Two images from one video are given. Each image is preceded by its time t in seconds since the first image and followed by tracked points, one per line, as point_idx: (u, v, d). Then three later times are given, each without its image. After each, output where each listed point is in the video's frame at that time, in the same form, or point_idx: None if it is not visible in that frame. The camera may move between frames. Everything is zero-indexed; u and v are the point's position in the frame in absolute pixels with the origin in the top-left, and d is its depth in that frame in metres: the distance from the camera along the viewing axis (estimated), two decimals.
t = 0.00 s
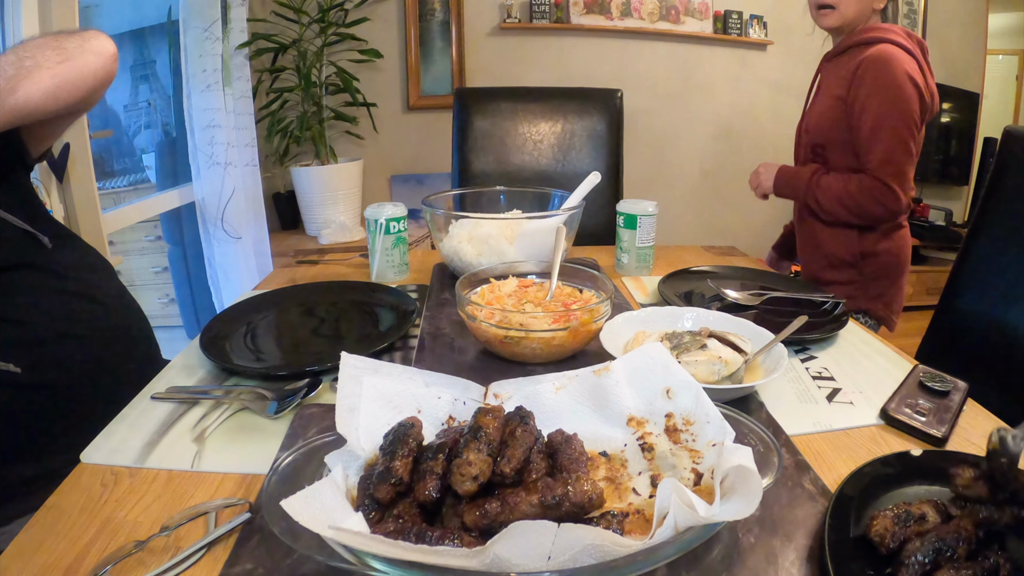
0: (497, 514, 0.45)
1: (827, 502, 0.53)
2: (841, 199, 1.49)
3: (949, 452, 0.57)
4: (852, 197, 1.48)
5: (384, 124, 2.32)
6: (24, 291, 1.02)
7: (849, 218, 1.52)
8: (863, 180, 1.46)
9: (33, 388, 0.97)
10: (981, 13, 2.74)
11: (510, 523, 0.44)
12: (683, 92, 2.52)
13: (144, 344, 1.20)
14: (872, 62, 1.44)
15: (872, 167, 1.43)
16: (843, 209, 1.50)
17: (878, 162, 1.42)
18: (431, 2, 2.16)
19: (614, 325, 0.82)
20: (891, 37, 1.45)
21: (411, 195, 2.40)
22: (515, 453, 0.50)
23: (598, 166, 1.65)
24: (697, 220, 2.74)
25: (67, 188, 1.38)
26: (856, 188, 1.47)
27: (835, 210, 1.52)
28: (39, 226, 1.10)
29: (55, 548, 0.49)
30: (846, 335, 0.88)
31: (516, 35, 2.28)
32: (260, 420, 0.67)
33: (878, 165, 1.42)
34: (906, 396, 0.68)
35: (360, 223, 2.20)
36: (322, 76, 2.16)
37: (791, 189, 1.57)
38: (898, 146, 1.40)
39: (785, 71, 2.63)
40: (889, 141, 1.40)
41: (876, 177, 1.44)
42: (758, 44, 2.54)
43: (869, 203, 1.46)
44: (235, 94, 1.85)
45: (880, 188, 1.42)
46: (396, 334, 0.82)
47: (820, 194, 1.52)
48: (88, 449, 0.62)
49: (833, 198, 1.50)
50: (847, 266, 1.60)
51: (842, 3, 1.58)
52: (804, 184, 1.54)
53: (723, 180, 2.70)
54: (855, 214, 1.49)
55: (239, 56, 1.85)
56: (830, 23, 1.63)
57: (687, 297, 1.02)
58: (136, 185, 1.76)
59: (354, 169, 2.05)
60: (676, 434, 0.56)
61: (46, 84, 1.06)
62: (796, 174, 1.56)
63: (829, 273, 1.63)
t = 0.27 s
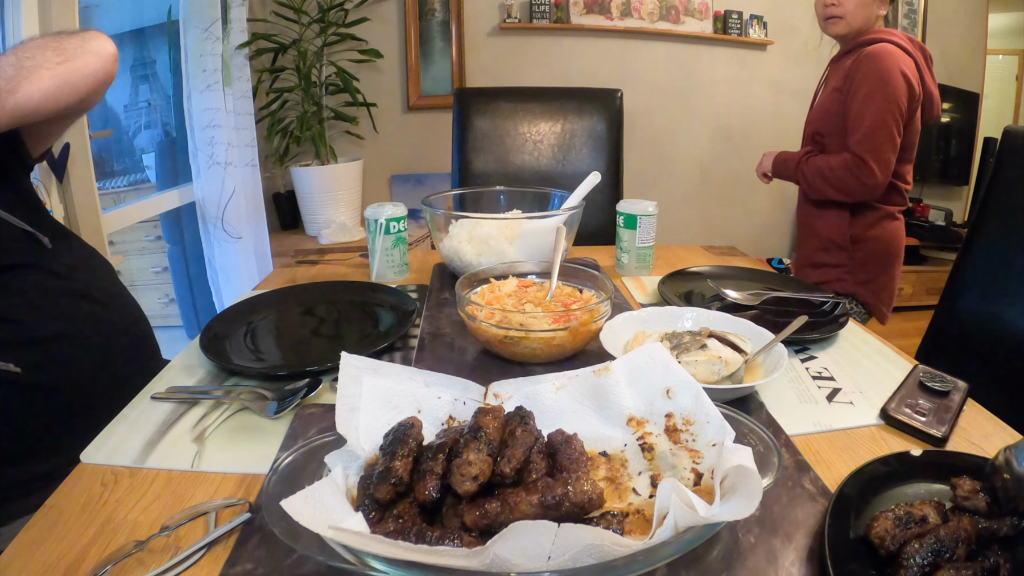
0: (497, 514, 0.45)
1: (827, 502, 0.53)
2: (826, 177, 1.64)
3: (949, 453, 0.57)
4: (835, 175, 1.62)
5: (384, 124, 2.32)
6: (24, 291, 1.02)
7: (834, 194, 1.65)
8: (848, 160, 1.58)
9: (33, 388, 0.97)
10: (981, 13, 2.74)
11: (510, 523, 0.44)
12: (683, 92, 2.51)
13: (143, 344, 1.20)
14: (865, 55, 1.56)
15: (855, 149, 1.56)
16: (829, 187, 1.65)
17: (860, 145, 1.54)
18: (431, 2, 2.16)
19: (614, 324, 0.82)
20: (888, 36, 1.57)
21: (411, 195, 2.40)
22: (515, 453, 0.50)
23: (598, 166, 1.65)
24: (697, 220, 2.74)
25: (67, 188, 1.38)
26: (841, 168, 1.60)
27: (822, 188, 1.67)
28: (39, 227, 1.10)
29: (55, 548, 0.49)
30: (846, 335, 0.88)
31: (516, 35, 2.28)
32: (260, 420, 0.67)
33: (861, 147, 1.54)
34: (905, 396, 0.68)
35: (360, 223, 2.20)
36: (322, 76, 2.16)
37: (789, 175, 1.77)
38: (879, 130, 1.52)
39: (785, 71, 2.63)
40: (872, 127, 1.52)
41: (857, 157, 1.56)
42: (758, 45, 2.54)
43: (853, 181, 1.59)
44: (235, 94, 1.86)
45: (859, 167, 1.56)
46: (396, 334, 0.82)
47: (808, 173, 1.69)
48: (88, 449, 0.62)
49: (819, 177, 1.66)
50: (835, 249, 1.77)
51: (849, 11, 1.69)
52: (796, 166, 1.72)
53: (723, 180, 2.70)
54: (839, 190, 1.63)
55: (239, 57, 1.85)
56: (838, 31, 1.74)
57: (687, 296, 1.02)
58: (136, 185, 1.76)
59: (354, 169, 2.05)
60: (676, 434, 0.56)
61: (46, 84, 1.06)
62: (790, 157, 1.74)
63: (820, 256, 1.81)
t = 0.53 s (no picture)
0: (497, 514, 0.45)
1: (827, 502, 0.53)
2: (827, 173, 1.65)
3: (948, 452, 0.57)
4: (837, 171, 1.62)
5: (384, 124, 2.32)
6: (24, 290, 1.02)
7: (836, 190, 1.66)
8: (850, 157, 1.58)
9: (33, 388, 0.97)
10: (981, 14, 2.74)
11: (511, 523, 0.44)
12: (683, 92, 2.52)
13: (143, 344, 1.20)
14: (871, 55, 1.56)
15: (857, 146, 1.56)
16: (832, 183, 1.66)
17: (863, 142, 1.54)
18: (431, 2, 2.17)
19: (614, 324, 0.82)
20: (894, 40, 1.58)
21: (411, 195, 2.40)
22: (515, 453, 0.50)
23: (598, 166, 1.65)
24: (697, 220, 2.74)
25: (67, 188, 1.38)
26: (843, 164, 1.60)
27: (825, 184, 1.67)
28: (39, 227, 1.10)
29: (56, 548, 0.49)
30: (846, 335, 0.88)
31: (516, 35, 2.28)
32: (260, 420, 0.67)
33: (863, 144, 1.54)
34: (905, 396, 0.68)
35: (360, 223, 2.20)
36: (322, 76, 2.16)
37: (794, 170, 1.78)
38: (883, 128, 1.52)
39: (785, 71, 2.63)
40: (874, 126, 1.52)
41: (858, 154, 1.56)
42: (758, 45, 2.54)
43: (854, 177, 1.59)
44: (235, 94, 1.86)
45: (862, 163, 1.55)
46: (396, 334, 0.82)
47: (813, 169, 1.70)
48: (88, 449, 0.62)
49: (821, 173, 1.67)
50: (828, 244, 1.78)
51: (860, 17, 1.69)
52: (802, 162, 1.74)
53: (723, 181, 2.70)
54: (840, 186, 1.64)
55: (239, 56, 1.85)
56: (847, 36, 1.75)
57: (686, 296, 1.02)
58: (136, 185, 1.76)
59: (354, 169, 2.05)
60: (676, 434, 0.56)
61: (47, 84, 1.06)
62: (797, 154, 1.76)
63: (813, 249, 1.82)
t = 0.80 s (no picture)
0: (497, 514, 0.45)
1: (827, 502, 0.53)
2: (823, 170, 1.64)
3: (948, 452, 0.57)
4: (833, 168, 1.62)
5: (384, 124, 2.32)
6: (23, 290, 1.02)
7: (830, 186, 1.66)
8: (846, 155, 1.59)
9: (34, 388, 0.97)
10: (981, 14, 2.74)
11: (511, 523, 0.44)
12: (684, 92, 2.52)
13: (143, 344, 1.20)
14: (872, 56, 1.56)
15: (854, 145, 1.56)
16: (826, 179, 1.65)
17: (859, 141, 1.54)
18: (431, 2, 2.17)
19: (614, 324, 0.82)
20: (897, 44, 1.58)
21: (411, 196, 2.40)
22: (515, 453, 0.50)
23: (598, 166, 1.65)
24: (697, 220, 2.74)
25: (67, 188, 1.38)
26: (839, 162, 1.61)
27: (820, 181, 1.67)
28: (39, 227, 1.10)
29: (56, 547, 0.49)
30: (846, 335, 0.88)
31: (516, 35, 2.28)
32: (260, 420, 0.67)
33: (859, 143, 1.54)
34: (905, 397, 0.68)
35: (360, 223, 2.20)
36: (322, 76, 2.16)
37: (790, 168, 1.78)
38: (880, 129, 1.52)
39: (785, 71, 2.63)
40: (871, 125, 1.52)
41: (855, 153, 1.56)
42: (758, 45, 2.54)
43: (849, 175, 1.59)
44: (235, 94, 1.86)
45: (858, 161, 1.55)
46: (396, 334, 0.82)
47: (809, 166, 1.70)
48: (88, 449, 0.62)
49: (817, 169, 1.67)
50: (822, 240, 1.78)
51: (867, 21, 1.70)
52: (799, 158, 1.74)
53: (723, 181, 2.70)
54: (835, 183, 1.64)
55: (239, 56, 1.86)
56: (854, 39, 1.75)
57: (686, 297, 1.02)
58: (136, 185, 1.76)
59: (354, 169, 2.05)
60: (676, 434, 0.56)
61: (47, 84, 1.06)
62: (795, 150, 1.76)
63: (808, 244, 1.82)
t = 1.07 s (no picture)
0: (497, 514, 0.45)
1: (827, 502, 0.53)
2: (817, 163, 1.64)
3: (948, 452, 0.58)
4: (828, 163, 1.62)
5: (384, 124, 2.32)
6: (24, 290, 1.02)
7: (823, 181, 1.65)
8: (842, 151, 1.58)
9: (34, 388, 0.98)
10: (981, 14, 2.74)
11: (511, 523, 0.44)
12: (684, 92, 2.52)
13: (144, 344, 1.20)
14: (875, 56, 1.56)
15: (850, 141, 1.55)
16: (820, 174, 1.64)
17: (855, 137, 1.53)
18: (431, 2, 2.16)
19: (614, 324, 0.82)
20: (902, 44, 1.59)
21: (411, 195, 2.40)
22: (515, 453, 0.50)
23: (598, 166, 1.65)
24: (697, 220, 2.74)
25: (67, 188, 1.38)
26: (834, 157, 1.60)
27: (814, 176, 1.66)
28: (39, 227, 1.10)
29: (56, 547, 0.49)
30: (845, 335, 0.88)
31: (516, 35, 2.28)
32: (260, 420, 0.67)
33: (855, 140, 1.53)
34: (905, 397, 0.68)
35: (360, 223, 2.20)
36: (322, 76, 2.16)
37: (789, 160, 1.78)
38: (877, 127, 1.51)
39: (785, 71, 2.63)
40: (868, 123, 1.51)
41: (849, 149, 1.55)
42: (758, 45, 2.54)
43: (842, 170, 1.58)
44: (235, 94, 1.86)
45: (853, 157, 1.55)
46: (397, 334, 0.82)
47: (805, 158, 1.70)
48: (88, 449, 0.62)
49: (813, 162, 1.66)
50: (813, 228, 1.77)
51: (871, 30, 1.70)
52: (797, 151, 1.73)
53: (723, 180, 2.70)
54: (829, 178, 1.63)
55: (239, 56, 1.86)
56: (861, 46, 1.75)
57: (686, 296, 1.02)
58: (136, 185, 1.76)
59: (354, 169, 2.05)
60: (676, 434, 0.56)
61: (47, 84, 1.06)
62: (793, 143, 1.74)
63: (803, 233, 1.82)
